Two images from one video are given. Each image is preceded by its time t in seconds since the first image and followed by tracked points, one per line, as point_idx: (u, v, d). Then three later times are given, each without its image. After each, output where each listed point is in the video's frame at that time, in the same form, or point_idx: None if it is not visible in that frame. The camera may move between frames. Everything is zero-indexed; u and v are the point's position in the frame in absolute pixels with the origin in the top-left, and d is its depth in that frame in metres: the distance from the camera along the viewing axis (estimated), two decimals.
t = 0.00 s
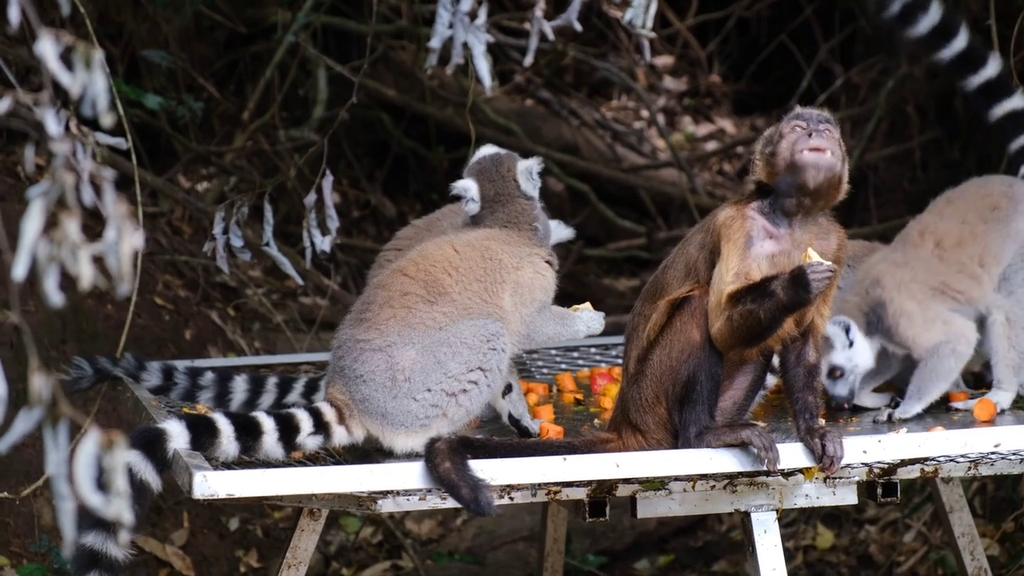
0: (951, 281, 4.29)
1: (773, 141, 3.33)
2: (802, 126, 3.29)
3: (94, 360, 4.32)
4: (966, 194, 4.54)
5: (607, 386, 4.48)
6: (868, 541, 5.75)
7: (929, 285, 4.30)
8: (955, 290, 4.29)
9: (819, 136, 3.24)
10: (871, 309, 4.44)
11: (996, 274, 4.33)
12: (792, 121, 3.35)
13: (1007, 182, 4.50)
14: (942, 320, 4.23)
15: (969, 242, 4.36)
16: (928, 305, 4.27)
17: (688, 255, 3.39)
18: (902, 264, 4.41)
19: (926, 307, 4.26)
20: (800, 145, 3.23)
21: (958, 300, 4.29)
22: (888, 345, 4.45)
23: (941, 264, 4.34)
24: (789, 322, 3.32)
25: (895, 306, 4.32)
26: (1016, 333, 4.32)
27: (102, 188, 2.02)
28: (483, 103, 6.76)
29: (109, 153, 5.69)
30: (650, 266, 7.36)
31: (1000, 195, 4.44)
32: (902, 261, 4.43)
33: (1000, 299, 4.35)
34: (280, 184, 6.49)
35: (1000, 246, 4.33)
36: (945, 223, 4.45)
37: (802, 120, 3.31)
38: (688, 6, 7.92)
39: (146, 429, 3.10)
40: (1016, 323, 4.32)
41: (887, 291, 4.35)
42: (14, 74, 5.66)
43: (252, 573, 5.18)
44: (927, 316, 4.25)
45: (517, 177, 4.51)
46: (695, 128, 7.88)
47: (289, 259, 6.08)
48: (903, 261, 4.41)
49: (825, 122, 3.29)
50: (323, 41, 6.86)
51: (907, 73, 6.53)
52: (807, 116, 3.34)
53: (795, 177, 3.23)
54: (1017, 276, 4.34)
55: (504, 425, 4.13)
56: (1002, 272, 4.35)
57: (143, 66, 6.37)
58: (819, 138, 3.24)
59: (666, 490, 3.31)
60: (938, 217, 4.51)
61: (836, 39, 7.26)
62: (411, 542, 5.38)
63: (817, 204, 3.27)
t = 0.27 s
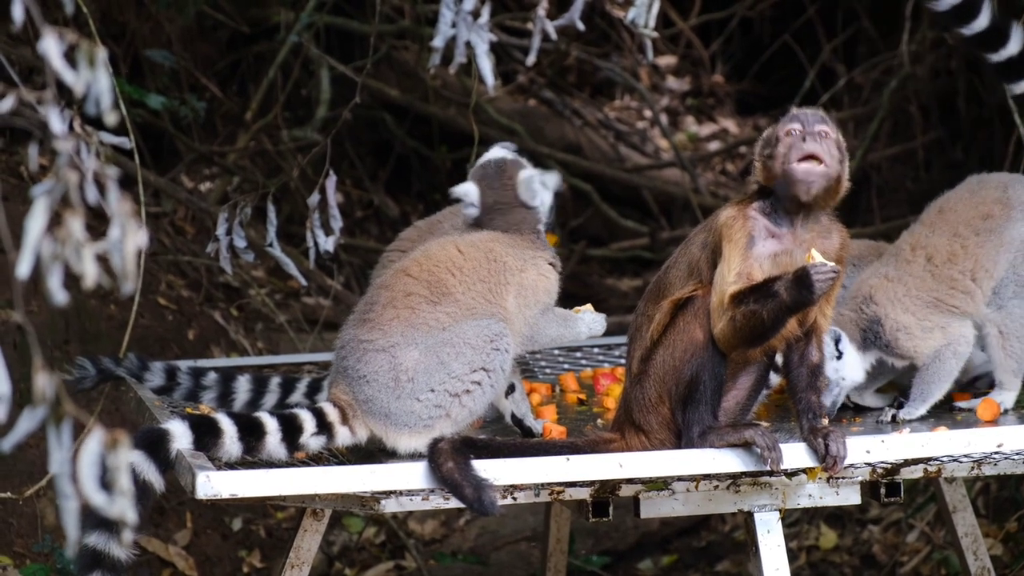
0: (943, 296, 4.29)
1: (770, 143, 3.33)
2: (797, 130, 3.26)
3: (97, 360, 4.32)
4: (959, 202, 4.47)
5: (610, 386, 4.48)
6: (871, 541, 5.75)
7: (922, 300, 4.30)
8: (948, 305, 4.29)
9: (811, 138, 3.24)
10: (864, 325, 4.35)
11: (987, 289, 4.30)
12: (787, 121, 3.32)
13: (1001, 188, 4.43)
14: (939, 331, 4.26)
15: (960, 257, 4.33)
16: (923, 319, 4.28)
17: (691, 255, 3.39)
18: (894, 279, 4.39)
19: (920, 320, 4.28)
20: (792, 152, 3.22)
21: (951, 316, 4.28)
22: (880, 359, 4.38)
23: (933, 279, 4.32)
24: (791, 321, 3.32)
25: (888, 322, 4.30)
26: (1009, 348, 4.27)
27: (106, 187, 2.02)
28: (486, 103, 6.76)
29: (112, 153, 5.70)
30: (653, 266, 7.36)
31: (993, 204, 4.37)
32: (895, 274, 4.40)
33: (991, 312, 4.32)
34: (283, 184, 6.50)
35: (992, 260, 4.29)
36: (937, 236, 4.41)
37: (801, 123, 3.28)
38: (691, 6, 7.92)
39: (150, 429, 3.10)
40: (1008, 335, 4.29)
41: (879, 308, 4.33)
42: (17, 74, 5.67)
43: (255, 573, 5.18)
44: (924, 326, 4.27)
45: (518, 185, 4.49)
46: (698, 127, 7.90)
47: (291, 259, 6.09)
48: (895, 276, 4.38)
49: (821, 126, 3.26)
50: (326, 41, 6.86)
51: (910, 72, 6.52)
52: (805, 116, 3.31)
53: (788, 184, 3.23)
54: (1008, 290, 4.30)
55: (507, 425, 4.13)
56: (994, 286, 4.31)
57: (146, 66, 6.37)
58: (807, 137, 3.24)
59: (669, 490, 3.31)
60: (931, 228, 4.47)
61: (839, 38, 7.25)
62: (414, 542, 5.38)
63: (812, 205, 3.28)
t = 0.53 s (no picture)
0: (940, 296, 4.26)
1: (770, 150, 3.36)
2: (798, 142, 3.29)
3: (99, 361, 4.32)
4: (955, 203, 4.47)
5: (611, 386, 4.48)
6: (873, 541, 5.75)
7: (918, 300, 4.27)
8: (945, 305, 4.26)
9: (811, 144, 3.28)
10: (859, 327, 4.32)
11: (984, 289, 4.30)
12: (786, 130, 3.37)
13: (996, 188, 4.43)
14: (936, 330, 4.23)
15: (956, 257, 4.31)
16: (918, 317, 4.24)
17: (693, 255, 3.39)
18: (889, 279, 4.36)
19: (916, 320, 4.25)
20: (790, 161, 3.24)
21: (948, 315, 4.25)
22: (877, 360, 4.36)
23: (929, 279, 4.30)
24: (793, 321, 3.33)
25: (884, 322, 4.27)
26: (1005, 348, 4.30)
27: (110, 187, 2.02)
28: (487, 103, 6.76)
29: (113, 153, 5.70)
30: (654, 266, 7.36)
31: (989, 205, 4.38)
32: (891, 276, 4.37)
33: (989, 311, 4.33)
34: (284, 185, 6.50)
35: (988, 260, 4.29)
36: (933, 237, 4.40)
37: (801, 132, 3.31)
38: (692, 6, 7.92)
39: (152, 430, 3.10)
40: (1006, 335, 4.30)
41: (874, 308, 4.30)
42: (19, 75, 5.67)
43: (256, 573, 5.18)
44: (920, 325, 4.24)
45: (497, 193, 4.43)
46: (699, 127, 7.92)
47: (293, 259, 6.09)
48: (891, 277, 4.36)
49: (821, 131, 3.30)
50: (327, 41, 6.86)
51: (912, 72, 6.52)
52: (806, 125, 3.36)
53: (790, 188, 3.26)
54: (1004, 290, 4.31)
55: (508, 425, 4.13)
56: (991, 285, 4.31)
57: (147, 67, 6.37)
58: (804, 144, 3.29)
59: (671, 489, 3.31)
60: (927, 229, 4.46)
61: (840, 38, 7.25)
62: (416, 542, 5.38)
63: (817, 213, 3.30)
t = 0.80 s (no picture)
0: (934, 294, 4.29)
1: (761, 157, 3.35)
2: (784, 144, 3.30)
3: (101, 361, 4.32)
4: (950, 202, 4.49)
5: (613, 386, 4.48)
6: (875, 541, 5.75)
7: (912, 297, 4.29)
8: (939, 301, 4.28)
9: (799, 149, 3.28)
10: (852, 327, 4.35)
11: (980, 285, 4.30)
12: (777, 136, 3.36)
13: (991, 187, 4.45)
14: (931, 327, 4.24)
15: (950, 254, 4.33)
16: (912, 314, 4.27)
17: (695, 255, 3.39)
18: (884, 278, 4.39)
19: (910, 316, 4.27)
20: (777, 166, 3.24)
21: (942, 311, 4.27)
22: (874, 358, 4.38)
23: (923, 277, 4.33)
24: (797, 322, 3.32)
25: (877, 320, 4.30)
26: (1005, 344, 4.26)
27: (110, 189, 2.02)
28: (489, 103, 6.76)
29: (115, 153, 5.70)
30: (657, 266, 7.36)
31: (984, 203, 4.39)
32: (886, 274, 4.40)
33: (987, 308, 4.31)
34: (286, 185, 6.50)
35: (983, 257, 4.30)
36: (928, 236, 4.42)
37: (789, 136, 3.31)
38: (694, 6, 7.92)
39: (153, 430, 3.10)
40: (1006, 330, 4.27)
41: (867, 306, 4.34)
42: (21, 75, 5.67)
43: (258, 573, 5.18)
44: (914, 321, 4.26)
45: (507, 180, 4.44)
46: (702, 129, 7.83)
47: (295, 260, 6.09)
48: (885, 275, 4.39)
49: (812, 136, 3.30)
50: (329, 41, 6.86)
51: (914, 72, 6.51)
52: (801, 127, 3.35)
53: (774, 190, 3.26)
54: (1002, 285, 4.29)
55: (510, 425, 4.13)
56: (987, 282, 4.31)
57: (150, 67, 6.37)
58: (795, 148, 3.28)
59: (673, 489, 3.31)
60: (923, 229, 4.48)
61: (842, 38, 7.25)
62: (418, 543, 5.38)
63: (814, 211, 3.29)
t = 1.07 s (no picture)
0: (934, 293, 4.30)
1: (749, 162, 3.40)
2: (767, 150, 3.33)
3: (101, 361, 4.32)
4: (951, 202, 4.50)
5: (613, 387, 4.48)
6: (875, 541, 5.75)
7: (912, 296, 4.31)
8: (939, 299, 4.29)
9: (781, 151, 3.32)
10: (852, 325, 4.41)
11: (980, 285, 4.30)
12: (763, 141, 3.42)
13: (993, 187, 4.45)
14: (931, 326, 4.26)
15: (951, 254, 4.34)
16: (912, 313, 4.29)
17: (694, 255, 3.39)
18: (884, 276, 4.41)
19: (910, 315, 4.29)
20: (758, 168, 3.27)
21: (942, 311, 4.28)
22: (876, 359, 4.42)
23: (924, 275, 4.34)
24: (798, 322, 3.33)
25: (876, 318, 4.34)
26: (1005, 345, 4.25)
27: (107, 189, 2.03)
28: (489, 104, 6.76)
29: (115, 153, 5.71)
30: (657, 267, 7.35)
31: (985, 204, 4.40)
32: (886, 273, 4.42)
33: (987, 308, 4.31)
34: (286, 185, 6.50)
35: (983, 257, 4.31)
36: (929, 235, 4.43)
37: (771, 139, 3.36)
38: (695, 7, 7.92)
39: (153, 430, 3.10)
40: (1006, 331, 4.26)
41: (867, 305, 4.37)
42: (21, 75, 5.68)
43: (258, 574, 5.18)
44: (914, 320, 4.28)
45: (517, 183, 4.41)
46: (702, 128, 7.90)
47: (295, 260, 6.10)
48: (885, 273, 4.41)
49: (792, 137, 3.34)
50: (330, 42, 6.87)
51: (914, 73, 6.51)
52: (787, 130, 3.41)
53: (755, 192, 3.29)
54: (1002, 286, 4.28)
55: (510, 425, 4.13)
56: (987, 282, 4.31)
57: (150, 68, 6.37)
58: (776, 150, 3.32)
59: (673, 490, 3.31)
60: (923, 228, 4.49)
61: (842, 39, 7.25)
62: (418, 543, 5.38)
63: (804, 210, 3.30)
